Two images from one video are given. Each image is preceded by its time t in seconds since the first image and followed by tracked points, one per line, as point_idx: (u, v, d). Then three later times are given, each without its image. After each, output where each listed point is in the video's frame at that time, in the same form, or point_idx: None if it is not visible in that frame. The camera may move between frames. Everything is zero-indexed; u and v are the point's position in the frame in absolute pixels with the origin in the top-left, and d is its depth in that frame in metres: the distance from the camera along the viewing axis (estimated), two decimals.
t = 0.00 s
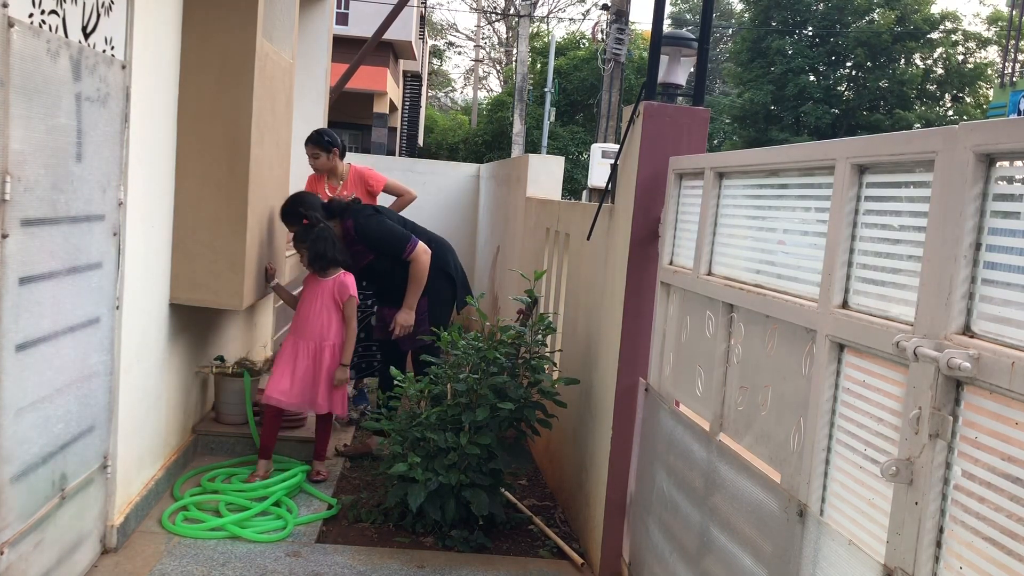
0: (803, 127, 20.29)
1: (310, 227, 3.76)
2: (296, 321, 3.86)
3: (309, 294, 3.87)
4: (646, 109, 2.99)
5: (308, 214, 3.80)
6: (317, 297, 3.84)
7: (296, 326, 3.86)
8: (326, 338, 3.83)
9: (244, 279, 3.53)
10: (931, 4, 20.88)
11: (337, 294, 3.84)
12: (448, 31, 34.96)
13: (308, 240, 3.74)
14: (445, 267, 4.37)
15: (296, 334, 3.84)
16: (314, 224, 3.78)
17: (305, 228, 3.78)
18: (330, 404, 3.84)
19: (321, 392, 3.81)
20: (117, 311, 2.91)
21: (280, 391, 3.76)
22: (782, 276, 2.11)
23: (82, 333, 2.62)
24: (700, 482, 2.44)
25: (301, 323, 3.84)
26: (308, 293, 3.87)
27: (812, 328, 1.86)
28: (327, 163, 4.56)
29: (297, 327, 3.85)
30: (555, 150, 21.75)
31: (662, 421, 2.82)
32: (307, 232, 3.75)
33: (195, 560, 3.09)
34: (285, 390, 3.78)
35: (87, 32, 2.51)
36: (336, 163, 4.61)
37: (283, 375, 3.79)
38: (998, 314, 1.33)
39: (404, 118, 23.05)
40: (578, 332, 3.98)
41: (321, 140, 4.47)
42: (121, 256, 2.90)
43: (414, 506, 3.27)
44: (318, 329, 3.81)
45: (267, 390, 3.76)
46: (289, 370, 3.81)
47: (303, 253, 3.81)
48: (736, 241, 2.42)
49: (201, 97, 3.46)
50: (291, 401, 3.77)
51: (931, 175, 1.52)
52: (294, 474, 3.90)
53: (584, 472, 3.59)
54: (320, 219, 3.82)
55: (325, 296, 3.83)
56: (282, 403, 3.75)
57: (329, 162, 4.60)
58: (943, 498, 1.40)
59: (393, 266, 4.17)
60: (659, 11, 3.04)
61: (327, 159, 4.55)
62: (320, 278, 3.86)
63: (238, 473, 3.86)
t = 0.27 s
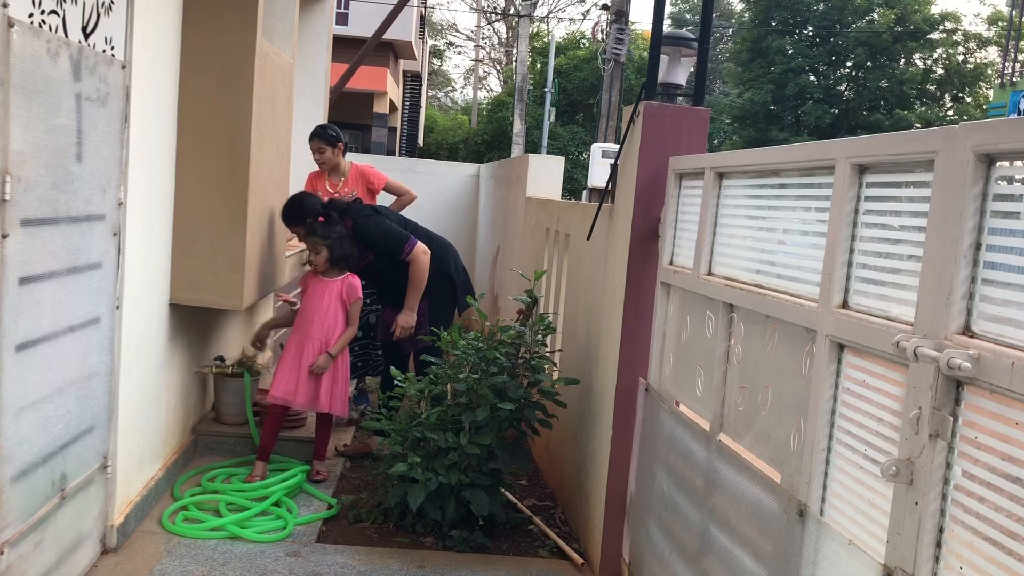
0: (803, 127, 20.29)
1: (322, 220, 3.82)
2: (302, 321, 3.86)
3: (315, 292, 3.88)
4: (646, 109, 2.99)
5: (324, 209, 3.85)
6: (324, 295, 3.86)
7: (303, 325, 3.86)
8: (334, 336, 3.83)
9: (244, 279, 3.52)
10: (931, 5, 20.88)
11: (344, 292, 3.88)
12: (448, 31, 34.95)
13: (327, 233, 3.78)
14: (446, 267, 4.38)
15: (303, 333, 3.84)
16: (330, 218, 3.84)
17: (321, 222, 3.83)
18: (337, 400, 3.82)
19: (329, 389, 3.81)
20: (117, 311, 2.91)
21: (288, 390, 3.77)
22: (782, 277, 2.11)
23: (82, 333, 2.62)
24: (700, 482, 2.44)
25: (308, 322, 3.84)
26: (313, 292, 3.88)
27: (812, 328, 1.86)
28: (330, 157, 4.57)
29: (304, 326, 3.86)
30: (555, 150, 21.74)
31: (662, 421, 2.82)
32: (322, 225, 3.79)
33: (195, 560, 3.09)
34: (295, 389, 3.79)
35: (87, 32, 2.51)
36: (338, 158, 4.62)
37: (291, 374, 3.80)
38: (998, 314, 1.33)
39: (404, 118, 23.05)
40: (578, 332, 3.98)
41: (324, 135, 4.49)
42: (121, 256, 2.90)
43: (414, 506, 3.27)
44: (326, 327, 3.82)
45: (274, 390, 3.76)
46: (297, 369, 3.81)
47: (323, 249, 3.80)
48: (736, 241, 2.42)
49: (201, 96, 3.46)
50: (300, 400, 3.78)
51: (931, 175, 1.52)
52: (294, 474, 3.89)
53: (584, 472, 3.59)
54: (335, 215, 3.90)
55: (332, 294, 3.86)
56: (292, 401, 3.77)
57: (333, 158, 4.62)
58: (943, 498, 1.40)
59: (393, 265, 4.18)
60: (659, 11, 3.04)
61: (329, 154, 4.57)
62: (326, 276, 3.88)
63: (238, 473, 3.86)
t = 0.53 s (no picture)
0: (803, 127, 20.29)
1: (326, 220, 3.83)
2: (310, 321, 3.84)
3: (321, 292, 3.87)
4: (646, 109, 2.99)
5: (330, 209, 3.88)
6: (333, 296, 3.84)
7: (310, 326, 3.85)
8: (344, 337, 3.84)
9: (244, 279, 3.52)
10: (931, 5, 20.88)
11: (354, 294, 3.90)
12: (448, 31, 34.94)
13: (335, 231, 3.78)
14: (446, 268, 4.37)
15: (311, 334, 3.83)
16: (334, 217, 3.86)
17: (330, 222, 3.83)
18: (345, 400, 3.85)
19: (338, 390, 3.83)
20: (117, 311, 2.91)
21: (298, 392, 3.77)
22: (782, 277, 2.11)
23: (82, 333, 2.62)
24: (700, 482, 2.44)
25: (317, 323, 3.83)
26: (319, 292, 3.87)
27: (812, 328, 1.86)
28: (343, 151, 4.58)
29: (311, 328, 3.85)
30: (555, 150, 21.74)
31: (662, 421, 2.82)
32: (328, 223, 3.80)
33: (195, 560, 3.09)
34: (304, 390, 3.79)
35: (87, 32, 2.51)
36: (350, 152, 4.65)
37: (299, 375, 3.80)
38: (998, 314, 1.33)
39: (404, 118, 23.06)
40: (578, 332, 3.99)
41: (338, 130, 4.52)
42: (121, 256, 2.90)
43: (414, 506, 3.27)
44: (337, 328, 3.83)
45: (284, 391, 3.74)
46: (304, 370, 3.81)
47: (333, 249, 3.80)
48: (736, 241, 2.42)
49: (201, 96, 3.46)
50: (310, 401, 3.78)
51: (931, 175, 1.52)
52: (294, 474, 3.89)
53: (584, 472, 3.59)
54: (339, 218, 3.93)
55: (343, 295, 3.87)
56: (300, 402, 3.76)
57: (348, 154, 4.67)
58: (943, 498, 1.40)
59: (395, 270, 4.19)
60: (659, 11, 3.04)
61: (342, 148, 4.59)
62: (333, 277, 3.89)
63: (238, 473, 3.86)
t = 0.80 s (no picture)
0: (803, 127, 20.29)
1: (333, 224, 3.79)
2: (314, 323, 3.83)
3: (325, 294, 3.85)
4: (646, 109, 2.99)
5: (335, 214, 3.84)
6: (339, 299, 3.84)
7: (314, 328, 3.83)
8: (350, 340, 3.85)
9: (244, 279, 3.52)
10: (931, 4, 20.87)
11: (358, 295, 3.90)
12: (448, 31, 34.94)
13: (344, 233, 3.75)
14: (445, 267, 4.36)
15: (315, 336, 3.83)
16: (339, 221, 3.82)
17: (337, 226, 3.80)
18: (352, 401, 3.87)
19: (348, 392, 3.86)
20: (117, 311, 2.91)
21: (305, 395, 3.76)
22: (782, 277, 2.11)
23: (82, 333, 2.62)
24: (700, 482, 2.44)
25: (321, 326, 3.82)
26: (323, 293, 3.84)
27: (812, 328, 1.86)
28: (360, 156, 4.65)
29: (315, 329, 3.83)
30: (555, 150, 21.74)
31: (662, 421, 2.82)
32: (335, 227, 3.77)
33: (195, 560, 3.09)
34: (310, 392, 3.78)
35: (87, 32, 2.50)
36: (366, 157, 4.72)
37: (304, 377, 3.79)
38: (998, 314, 1.33)
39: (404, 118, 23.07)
40: (578, 332, 3.99)
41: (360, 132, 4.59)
42: (121, 256, 2.90)
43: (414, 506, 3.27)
44: (343, 331, 3.83)
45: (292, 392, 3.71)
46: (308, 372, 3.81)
47: (345, 253, 3.78)
48: (736, 241, 2.42)
49: (201, 96, 3.47)
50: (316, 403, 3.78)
51: (931, 175, 1.52)
52: (294, 474, 3.89)
53: (584, 472, 3.59)
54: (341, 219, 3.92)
55: (347, 297, 3.86)
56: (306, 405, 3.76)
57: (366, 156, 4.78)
58: (943, 498, 1.40)
59: (395, 270, 4.20)
60: (659, 11, 3.04)
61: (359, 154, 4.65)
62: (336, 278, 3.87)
63: (238, 473, 3.86)
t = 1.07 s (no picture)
0: (803, 127, 20.29)
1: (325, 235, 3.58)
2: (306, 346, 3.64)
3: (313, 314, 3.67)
4: (646, 109, 2.99)
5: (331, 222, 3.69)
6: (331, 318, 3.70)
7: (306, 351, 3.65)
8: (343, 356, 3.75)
9: (244, 279, 3.52)
10: (931, 4, 20.87)
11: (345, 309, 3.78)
12: (448, 31, 34.94)
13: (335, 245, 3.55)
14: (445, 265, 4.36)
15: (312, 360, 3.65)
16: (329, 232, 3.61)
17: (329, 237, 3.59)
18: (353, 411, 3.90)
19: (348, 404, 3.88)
20: (117, 311, 2.91)
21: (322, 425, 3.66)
22: (782, 277, 2.11)
23: (82, 333, 2.62)
24: (700, 482, 2.44)
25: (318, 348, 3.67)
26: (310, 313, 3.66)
27: (812, 328, 1.86)
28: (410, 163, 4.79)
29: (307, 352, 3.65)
30: (555, 150, 21.75)
31: (662, 421, 2.82)
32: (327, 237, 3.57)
33: (195, 560, 3.09)
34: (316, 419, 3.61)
35: (87, 32, 2.51)
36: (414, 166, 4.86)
37: (304, 406, 3.60)
38: (998, 314, 1.33)
39: (404, 118, 23.08)
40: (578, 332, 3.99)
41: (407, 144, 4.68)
42: (121, 256, 2.90)
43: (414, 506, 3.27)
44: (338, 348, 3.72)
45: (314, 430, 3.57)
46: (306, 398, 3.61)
47: (336, 266, 3.62)
48: (735, 241, 2.42)
49: (200, 97, 3.47)
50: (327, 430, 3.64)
51: (931, 176, 1.52)
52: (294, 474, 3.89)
53: (584, 473, 3.59)
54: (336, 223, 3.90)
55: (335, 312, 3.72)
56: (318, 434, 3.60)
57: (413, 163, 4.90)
58: (943, 498, 1.40)
59: (394, 270, 4.19)
60: (659, 11, 3.04)
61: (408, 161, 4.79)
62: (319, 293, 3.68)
63: (238, 473, 3.86)
